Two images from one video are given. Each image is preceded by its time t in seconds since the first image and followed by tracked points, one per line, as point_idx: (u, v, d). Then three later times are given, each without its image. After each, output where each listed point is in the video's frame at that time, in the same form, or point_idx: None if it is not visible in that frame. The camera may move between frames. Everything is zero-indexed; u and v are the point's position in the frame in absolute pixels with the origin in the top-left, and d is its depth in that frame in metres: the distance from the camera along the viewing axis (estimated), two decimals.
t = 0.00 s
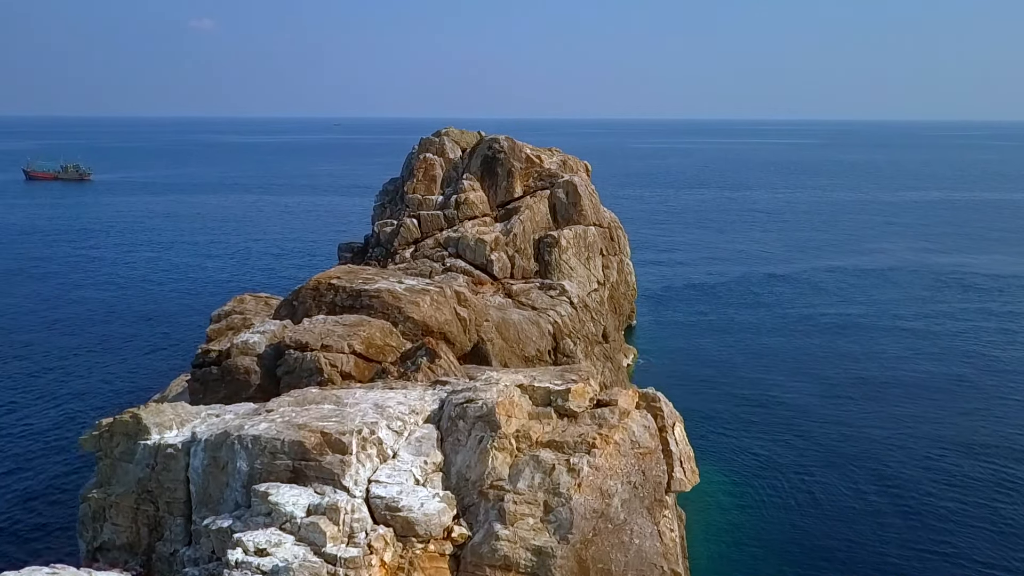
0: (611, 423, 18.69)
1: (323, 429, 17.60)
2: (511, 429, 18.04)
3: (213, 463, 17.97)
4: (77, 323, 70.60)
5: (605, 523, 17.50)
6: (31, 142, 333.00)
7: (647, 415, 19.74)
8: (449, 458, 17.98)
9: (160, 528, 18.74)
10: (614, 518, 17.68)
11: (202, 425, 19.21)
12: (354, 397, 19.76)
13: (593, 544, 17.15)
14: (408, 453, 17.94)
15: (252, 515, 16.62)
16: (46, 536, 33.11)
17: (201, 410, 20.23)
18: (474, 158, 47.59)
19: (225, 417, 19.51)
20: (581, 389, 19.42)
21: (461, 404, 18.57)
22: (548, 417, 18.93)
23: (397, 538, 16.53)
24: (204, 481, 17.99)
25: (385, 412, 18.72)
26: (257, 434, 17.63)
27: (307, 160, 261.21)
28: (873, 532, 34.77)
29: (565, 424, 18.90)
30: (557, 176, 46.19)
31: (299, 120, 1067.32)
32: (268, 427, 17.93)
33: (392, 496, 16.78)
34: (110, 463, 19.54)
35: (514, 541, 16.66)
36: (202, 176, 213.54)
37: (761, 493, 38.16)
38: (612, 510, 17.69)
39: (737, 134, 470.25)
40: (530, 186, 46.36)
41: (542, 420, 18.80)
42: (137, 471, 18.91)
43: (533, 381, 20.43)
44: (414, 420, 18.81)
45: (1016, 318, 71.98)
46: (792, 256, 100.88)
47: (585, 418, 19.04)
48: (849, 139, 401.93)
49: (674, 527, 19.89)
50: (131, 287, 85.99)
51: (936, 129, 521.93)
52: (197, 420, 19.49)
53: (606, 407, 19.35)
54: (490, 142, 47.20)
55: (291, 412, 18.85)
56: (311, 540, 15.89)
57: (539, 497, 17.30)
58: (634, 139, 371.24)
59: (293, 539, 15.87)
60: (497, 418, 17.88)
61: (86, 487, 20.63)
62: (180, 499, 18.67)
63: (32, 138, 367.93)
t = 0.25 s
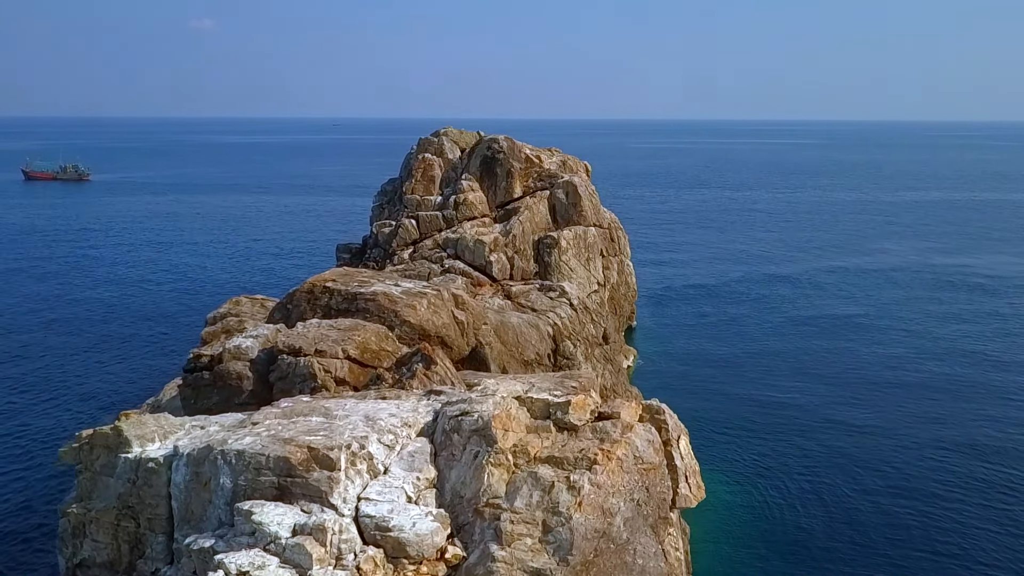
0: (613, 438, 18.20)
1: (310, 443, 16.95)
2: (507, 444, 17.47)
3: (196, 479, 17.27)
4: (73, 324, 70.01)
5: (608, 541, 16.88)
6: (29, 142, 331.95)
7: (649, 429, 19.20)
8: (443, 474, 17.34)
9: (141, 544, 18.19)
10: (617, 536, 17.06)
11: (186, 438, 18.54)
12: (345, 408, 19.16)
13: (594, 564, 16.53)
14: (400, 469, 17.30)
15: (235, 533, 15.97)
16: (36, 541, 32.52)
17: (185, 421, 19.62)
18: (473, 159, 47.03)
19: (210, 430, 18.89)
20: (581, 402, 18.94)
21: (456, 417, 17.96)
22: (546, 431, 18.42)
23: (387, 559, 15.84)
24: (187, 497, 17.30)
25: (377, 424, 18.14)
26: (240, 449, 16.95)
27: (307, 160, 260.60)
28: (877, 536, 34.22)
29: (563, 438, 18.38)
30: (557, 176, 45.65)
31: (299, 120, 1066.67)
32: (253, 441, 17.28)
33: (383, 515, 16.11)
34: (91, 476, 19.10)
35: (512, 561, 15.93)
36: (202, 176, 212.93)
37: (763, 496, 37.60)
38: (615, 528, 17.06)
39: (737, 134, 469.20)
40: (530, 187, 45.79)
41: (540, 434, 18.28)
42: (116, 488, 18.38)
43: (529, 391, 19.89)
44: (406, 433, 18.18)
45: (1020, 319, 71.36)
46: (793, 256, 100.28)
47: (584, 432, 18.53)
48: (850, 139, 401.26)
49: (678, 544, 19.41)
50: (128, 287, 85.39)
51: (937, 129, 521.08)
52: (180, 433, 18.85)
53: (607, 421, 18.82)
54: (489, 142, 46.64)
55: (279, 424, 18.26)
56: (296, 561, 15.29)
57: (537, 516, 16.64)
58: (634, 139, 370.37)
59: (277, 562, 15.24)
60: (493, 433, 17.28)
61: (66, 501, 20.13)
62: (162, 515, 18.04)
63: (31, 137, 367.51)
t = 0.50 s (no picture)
0: (616, 454, 17.35)
1: (296, 460, 16.23)
2: (505, 460, 16.67)
3: (178, 495, 16.61)
4: (70, 324, 69.52)
5: (608, 563, 16.22)
6: (28, 142, 331.31)
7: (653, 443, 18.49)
8: (436, 491, 16.59)
9: (121, 562, 17.54)
10: (617, 558, 16.42)
11: (167, 452, 17.90)
12: (337, 420, 18.55)
13: None
14: (391, 485, 16.57)
15: (215, 552, 15.22)
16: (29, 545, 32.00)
17: (168, 433, 18.92)
18: (472, 159, 46.49)
19: (193, 443, 18.22)
20: (582, 415, 18.20)
21: (450, 431, 17.25)
22: (545, 446, 17.60)
23: None
24: (167, 514, 16.64)
25: (368, 438, 17.48)
26: (222, 465, 16.28)
27: (306, 160, 260.18)
28: (880, 540, 33.70)
29: (564, 453, 17.58)
30: (556, 176, 45.13)
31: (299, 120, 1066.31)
32: (235, 457, 16.60)
33: (373, 536, 15.28)
34: (69, 490, 18.23)
35: None
36: (201, 176, 212.48)
37: (763, 498, 37.04)
38: (615, 549, 16.42)
39: (737, 134, 468.94)
40: (529, 187, 45.25)
41: (539, 448, 17.47)
42: (94, 505, 17.70)
43: (527, 404, 19.16)
44: (398, 448, 17.49)
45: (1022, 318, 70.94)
46: (794, 256, 99.86)
47: (585, 447, 17.79)
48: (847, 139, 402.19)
49: (680, 563, 18.85)
50: (126, 288, 84.92)
51: (936, 129, 521.11)
52: (162, 447, 18.13)
53: (608, 436, 18.13)
54: (488, 142, 46.10)
55: (264, 437, 17.59)
56: None
57: (535, 536, 15.90)
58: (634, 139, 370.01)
59: None
60: (489, 448, 16.53)
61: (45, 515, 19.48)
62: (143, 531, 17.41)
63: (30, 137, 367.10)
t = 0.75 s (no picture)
0: (618, 472, 16.63)
1: (281, 477, 15.78)
2: (501, 478, 16.06)
3: (156, 514, 16.11)
4: (66, 324, 69.00)
5: None
6: (27, 142, 330.69)
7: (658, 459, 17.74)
8: (429, 509, 16.05)
9: None
10: None
11: (148, 466, 17.40)
12: (326, 433, 18.06)
13: None
14: (381, 504, 16.04)
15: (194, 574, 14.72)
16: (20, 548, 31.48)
17: (151, 446, 18.48)
18: (471, 159, 45.94)
19: (176, 457, 17.69)
20: (583, 429, 17.38)
21: (443, 446, 16.71)
22: (544, 462, 16.92)
23: None
24: (146, 533, 16.17)
25: (357, 454, 17.05)
26: (203, 483, 15.79)
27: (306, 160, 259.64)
28: (883, 542, 33.16)
29: (563, 470, 16.91)
30: (556, 176, 44.63)
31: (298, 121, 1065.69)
32: (216, 473, 16.13)
33: (361, 558, 14.75)
34: (46, 506, 17.68)
35: None
36: (201, 176, 211.93)
37: (765, 501, 36.49)
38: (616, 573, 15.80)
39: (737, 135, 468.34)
40: (528, 187, 44.75)
41: (536, 465, 16.82)
42: (71, 522, 17.13)
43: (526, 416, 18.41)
44: (388, 463, 17.00)
45: None
46: (795, 256, 99.40)
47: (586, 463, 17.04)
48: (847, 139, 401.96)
49: None
50: (123, 288, 84.40)
51: (936, 129, 520.85)
52: (143, 462, 17.65)
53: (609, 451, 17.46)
54: (487, 142, 45.54)
55: (248, 452, 17.11)
56: None
57: (532, 559, 15.32)
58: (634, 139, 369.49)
59: None
60: (484, 466, 15.95)
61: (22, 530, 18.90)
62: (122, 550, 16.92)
63: (29, 138, 366.64)
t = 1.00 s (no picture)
0: (620, 491, 16.31)
1: (264, 497, 15.13)
2: (496, 498, 15.56)
3: (134, 534, 15.51)
4: (63, 325, 68.51)
5: None
6: (27, 143, 330.44)
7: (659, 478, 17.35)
8: (422, 528, 15.51)
9: None
10: None
11: (128, 482, 16.87)
12: (315, 447, 17.49)
13: None
14: (371, 523, 15.48)
15: None
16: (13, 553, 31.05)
17: (131, 460, 17.94)
18: (470, 159, 45.41)
19: (155, 474, 17.08)
20: (583, 445, 17.03)
21: (436, 462, 16.17)
22: (541, 480, 16.51)
23: None
24: (123, 551, 15.60)
25: (347, 471, 16.38)
26: (181, 503, 15.12)
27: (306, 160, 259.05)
28: (887, 546, 32.70)
29: (562, 489, 16.51)
30: (556, 177, 44.13)
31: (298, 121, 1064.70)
32: (196, 491, 15.53)
33: None
34: (22, 522, 17.00)
35: None
36: (200, 176, 211.31)
37: (767, 503, 36.02)
38: None
39: (737, 135, 467.77)
40: (528, 188, 44.27)
41: (534, 483, 16.39)
42: (47, 539, 16.57)
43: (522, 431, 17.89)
44: (378, 481, 16.40)
45: None
46: (796, 256, 99.02)
47: (584, 482, 16.63)
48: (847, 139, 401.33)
49: None
50: (121, 288, 83.87)
51: (936, 129, 520.45)
52: (123, 477, 17.06)
53: (609, 470, 16.97)
54: (485, 142, 45.01)
55: (230, 468, 16.47)
56: None
57: None
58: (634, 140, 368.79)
59: None
60: (479, 485, 15.46)
61: None
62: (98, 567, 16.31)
63: (27, 138, 365.93)
